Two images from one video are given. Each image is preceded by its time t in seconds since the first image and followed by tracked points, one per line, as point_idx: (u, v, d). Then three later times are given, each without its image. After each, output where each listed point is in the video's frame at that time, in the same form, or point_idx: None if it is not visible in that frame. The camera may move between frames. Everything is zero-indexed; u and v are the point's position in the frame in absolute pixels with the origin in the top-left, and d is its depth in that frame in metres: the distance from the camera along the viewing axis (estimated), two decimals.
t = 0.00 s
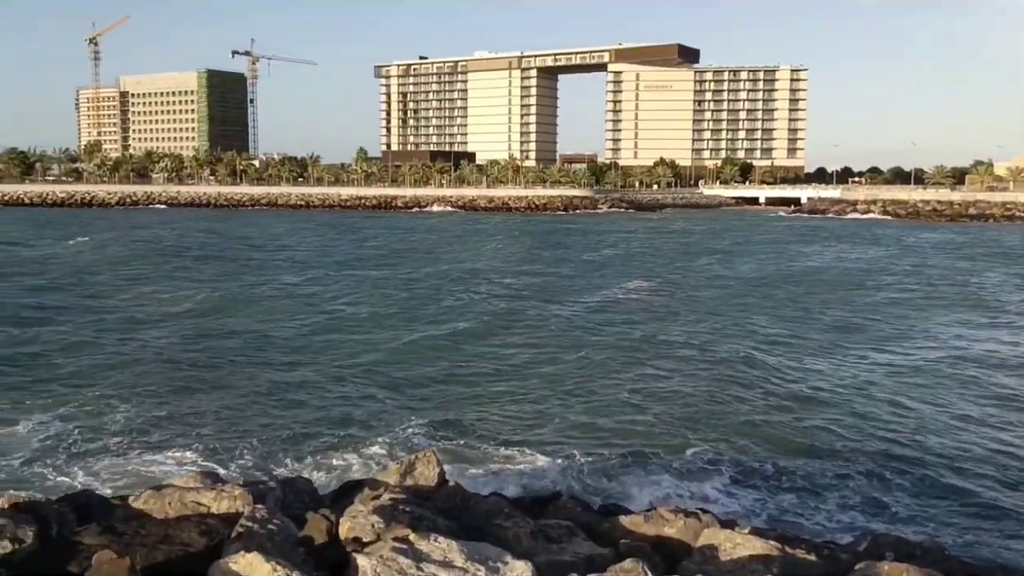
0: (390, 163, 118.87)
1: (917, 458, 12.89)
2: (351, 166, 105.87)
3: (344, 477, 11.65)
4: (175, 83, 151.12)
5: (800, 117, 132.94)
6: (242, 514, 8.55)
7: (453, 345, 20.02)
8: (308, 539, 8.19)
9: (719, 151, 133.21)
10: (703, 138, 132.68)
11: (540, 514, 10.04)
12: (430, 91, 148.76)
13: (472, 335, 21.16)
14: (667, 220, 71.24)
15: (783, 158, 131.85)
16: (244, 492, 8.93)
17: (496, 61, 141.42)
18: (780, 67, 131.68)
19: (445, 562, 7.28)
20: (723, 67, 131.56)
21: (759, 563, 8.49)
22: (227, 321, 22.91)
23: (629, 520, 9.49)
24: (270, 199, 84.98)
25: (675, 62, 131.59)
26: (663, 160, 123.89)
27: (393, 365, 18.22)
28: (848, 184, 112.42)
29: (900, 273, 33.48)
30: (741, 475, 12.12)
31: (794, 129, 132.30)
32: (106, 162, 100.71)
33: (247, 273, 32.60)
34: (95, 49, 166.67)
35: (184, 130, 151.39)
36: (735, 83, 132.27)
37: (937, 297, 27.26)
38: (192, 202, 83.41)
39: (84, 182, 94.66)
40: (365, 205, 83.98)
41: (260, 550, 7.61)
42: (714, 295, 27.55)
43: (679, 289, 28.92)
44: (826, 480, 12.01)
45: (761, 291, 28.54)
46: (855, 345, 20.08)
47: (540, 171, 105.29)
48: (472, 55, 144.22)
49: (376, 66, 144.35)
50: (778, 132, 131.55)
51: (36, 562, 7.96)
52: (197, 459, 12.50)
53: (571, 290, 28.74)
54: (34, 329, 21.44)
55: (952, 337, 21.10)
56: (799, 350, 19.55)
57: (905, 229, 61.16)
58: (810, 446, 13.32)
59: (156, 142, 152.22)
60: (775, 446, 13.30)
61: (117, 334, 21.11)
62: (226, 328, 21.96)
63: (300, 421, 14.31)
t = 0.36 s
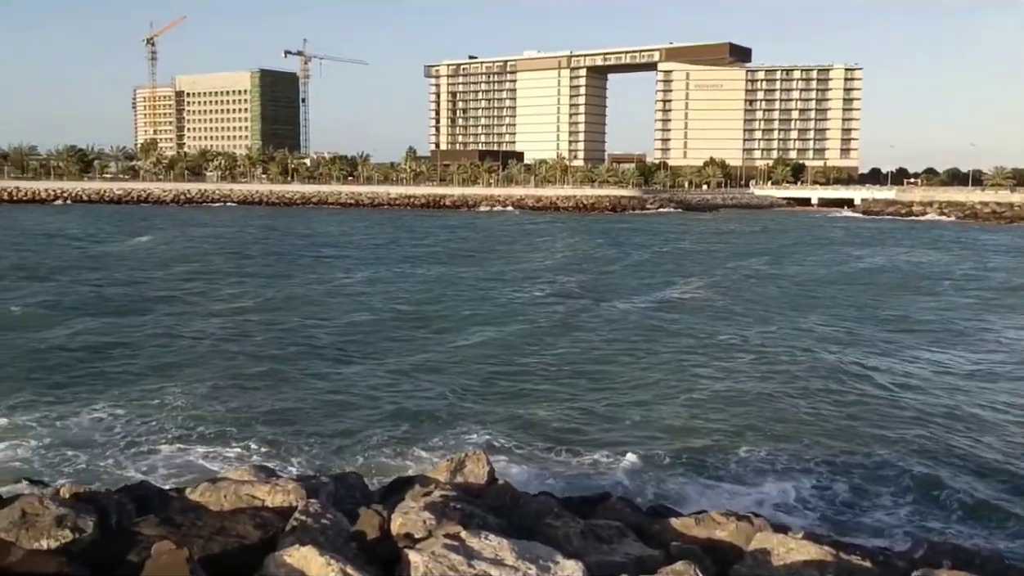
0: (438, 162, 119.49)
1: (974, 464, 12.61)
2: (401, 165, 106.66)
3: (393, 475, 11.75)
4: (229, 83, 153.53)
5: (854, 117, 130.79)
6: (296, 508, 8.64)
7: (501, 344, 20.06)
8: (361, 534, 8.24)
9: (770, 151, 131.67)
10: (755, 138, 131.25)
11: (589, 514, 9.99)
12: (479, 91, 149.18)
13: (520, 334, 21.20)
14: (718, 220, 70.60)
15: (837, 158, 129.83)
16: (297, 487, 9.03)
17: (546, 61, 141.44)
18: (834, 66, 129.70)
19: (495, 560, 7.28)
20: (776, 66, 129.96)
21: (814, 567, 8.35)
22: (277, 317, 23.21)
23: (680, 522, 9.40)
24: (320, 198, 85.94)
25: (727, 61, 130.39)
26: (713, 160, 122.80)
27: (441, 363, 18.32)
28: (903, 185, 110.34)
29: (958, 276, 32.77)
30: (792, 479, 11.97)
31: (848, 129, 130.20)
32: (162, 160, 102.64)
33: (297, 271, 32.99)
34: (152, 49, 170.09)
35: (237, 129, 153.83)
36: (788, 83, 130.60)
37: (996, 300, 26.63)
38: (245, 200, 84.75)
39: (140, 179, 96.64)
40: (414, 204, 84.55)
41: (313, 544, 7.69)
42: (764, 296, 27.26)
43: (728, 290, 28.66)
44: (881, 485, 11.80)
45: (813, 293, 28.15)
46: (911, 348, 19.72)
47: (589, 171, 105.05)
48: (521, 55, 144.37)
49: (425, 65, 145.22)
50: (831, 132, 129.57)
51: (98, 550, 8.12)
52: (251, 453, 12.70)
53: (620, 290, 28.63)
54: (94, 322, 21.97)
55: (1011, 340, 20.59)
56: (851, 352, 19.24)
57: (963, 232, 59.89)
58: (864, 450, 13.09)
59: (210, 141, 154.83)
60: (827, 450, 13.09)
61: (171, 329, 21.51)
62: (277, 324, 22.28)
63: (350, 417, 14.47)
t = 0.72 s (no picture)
0: (477, 161, 119.75)
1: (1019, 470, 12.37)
2: (440, 164, 107.15)
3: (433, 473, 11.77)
4: (271, 82, 155.17)
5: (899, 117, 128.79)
6: (337, 503, 8.71)
7: (539, 343, 20.10)
8: (401, 531, 8.29)
9: (812, 151, 130.11)
10: (797, 138, 129.76)
11: (629, 514, 9.95)
12: (518, 90, 149.29)
13: (557, 334, 21.23)
14: (758, 220, 69.96)
15: (881, 159, 127.91)
16: (338, 482, 9.08)
17: (585, 60, 141.38)
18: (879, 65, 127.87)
19: (536, 559, 7.27)
20: (819, 65, 128.43)
21: (856, 571, 8.23)
22: (317, 315, 23.37)
23: (721, 525, 9.32)
24: (360, 196, 86.51)
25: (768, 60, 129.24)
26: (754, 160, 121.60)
27: (479, 361, 18.38)
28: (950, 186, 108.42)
29: (1004, 279, 32.14)
30: (834, 482, 11.82)
31: (892, 129, 128.23)
32: (205, 159, 104.02)
33: (337, 269, 33.22)
34: (197, 49, 172.50)
35: (279, 128, 155.49)
36: (831, 82, 129.03)
37: None
38: (286, 198, 85.65)
39: (184, 177, 98.04)
40: (452, 203, 84.87)
41: (354, 540, 7.75)
42: (804, 297, 27.00)
43: (768, 290, 28.43)
44: (926, 489, 11.62)
45: (856, 294, 27.78)
46: (954, 351, 19.40)
47: (628, 171, 104.65)
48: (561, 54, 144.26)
49: (465, 65, 145.71)
50: (875, 132, 127.71)
51: (142, 542, 8.25)
52: (290, 448, 12.81)
53: (658, 290, 28.51)
54: (138, 317, 22.37)
55: None
56: (896, 355, 18.96)
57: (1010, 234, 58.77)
58: (906, 454, 12.90)
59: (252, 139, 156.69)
60: (870, 453, 12.90)
61: (213, 325, 21.74)
62: (317, 321, 22.50)
63: (390, 416, 14.51)
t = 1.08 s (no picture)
0: (547, 160, 119.74)
1: None
2: (510, 164, 107.46)
3: (500, 472, 11.79)
4: (345, 83, 157.51)
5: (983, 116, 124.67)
6: (407, 499, 8.77)
7: (608, 344, 20.00)
8: (469, 529, 8.30)
9: (891, 152, 126.73)
10: (875, 138, 126.54)
11: (698, 519, 9.81)
12: (588, 89, 148.88)
13: (626, 335, 21.10)
14: (834, 222, 68.47)
15: (963, 160, 124.01)
16: (408, 479, 9.14)
17: (657, 60, 140.52)
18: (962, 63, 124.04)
19: (604, 561, 7.19)
20: (899, 64, 125.14)
21: None
22: (387, 312, 23.60)
23: (793, 533, 9.12)
24: (430, 195, 87.21)
25: (846, 59, 126.60)
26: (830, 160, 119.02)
27: (548, 361, 18.36)
28: None
29: None
30: (912, 492, 11.49)
31: (976, 130, 124.15)
32: (280, 157, 106.05)
33: (407, 266, 33.54)
34: (273, 49, 176.18)
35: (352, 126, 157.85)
36: (911, 81, 125.62)
37: None
38: (358, 196, 86.78)
39: (259, 175, 100.17)
40: (522, 202, 85.03)
41: (423, 536, 7.78)
42: (882, 301, 26.35)
43: (845, 294, 27.82)
44: (1009, 502, 11.22)
45: (937, 299, 27.00)
46: None
47: (699, 171, 103.47)
48: (633, 53, 143.42)
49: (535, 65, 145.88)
50: (957, 133, 123.83)
51: (218, 532, 8.41)
52: (359, 443, 12.97)
53: (729, 292, 28.14)
54: (215, 311, 22.93)
55: None
56: (979, 362, 18.36)
57: None
58: (988, 466, 12.48)
59: (325, 138, 159.31)
60: (950, 464, 12.50)
61: (286, 320, 22.14)
62: (388, 318, 22.76)
63: (457, 414, 14.55)
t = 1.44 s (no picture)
0: (606, 159, 119.25)
1: None
2: (569, 162, 107.28)
3: (554, 472, 11.79)
4: (405, 82, 158.82)
5: None
6: (462, 496, 8.80)
7: (665, 345, 19.88)
8: (524, 527, 8.29)
9: (960, 153, 123.12)
10: (943, 138, 123.00)
11: (755, 524, 9.66)
12: (648, 88, 147.88)
13: (684, 336, 20.93)
14: (901, 224, 66.90)
15: None
16: (464, 476, 9.17)
17: (719, 58, 139.21)
18: None
19: (659, 563, 7.12)
20: (970, 63, 121.72)
21: None
22: (445, 309, 23.72)
23: (854, 540, 8.94)
24: (487, 193, 87.36)
25: (914, 58, 123.72)
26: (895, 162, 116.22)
27: (604, 360, 18.30)
28: None
29: None
30: (976, 504, 11.18)
31: None
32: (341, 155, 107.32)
33: (465, 264, 33.68)
34: (335, 48, 178.32)
35: (411, 125, 159.18)
36: (982, 81, 121.99)
37: None
38: (416, 193, 87.35)
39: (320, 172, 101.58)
40: (579, 201, 84.81)
41: (478, 533, 7.80)
42: (951, 306, 25.67)
43: (911, 297, 27.17)
44: None
45: (1007, 305, 26.20)
46: None
47: (759, 171, 101.99)
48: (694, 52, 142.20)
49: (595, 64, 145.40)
50: None
51: (277, 523, 8.54)
52: (414, 438, 13.07)
53: (790, 294, 27.71)
54: (277, 306, 23.34)
55: None
56: None
57: None
58: None
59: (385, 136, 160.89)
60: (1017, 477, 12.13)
61: (345, 315, 22.43)
62: (444, 315, 22.89)
63: (513, 412, 14.55)
